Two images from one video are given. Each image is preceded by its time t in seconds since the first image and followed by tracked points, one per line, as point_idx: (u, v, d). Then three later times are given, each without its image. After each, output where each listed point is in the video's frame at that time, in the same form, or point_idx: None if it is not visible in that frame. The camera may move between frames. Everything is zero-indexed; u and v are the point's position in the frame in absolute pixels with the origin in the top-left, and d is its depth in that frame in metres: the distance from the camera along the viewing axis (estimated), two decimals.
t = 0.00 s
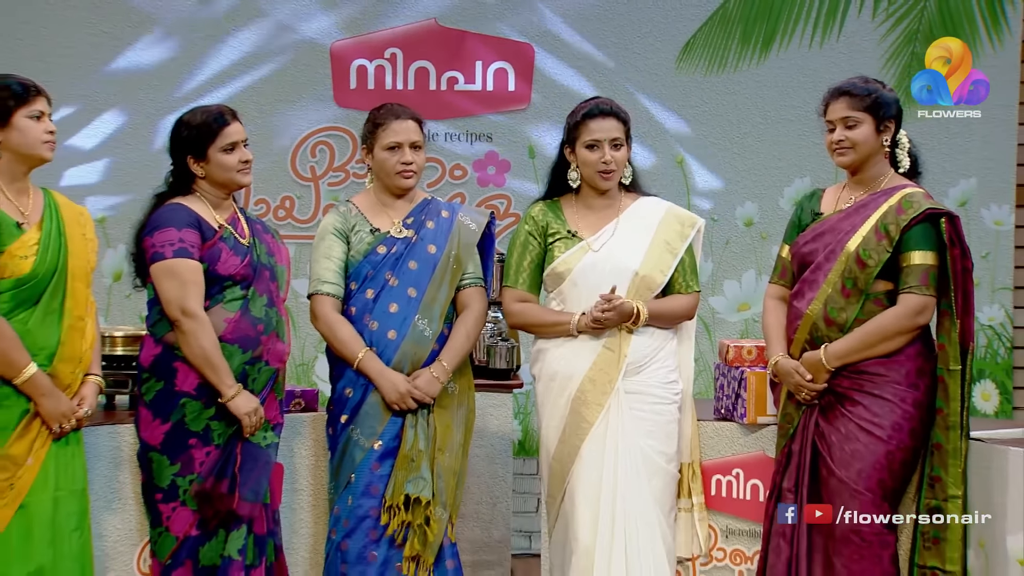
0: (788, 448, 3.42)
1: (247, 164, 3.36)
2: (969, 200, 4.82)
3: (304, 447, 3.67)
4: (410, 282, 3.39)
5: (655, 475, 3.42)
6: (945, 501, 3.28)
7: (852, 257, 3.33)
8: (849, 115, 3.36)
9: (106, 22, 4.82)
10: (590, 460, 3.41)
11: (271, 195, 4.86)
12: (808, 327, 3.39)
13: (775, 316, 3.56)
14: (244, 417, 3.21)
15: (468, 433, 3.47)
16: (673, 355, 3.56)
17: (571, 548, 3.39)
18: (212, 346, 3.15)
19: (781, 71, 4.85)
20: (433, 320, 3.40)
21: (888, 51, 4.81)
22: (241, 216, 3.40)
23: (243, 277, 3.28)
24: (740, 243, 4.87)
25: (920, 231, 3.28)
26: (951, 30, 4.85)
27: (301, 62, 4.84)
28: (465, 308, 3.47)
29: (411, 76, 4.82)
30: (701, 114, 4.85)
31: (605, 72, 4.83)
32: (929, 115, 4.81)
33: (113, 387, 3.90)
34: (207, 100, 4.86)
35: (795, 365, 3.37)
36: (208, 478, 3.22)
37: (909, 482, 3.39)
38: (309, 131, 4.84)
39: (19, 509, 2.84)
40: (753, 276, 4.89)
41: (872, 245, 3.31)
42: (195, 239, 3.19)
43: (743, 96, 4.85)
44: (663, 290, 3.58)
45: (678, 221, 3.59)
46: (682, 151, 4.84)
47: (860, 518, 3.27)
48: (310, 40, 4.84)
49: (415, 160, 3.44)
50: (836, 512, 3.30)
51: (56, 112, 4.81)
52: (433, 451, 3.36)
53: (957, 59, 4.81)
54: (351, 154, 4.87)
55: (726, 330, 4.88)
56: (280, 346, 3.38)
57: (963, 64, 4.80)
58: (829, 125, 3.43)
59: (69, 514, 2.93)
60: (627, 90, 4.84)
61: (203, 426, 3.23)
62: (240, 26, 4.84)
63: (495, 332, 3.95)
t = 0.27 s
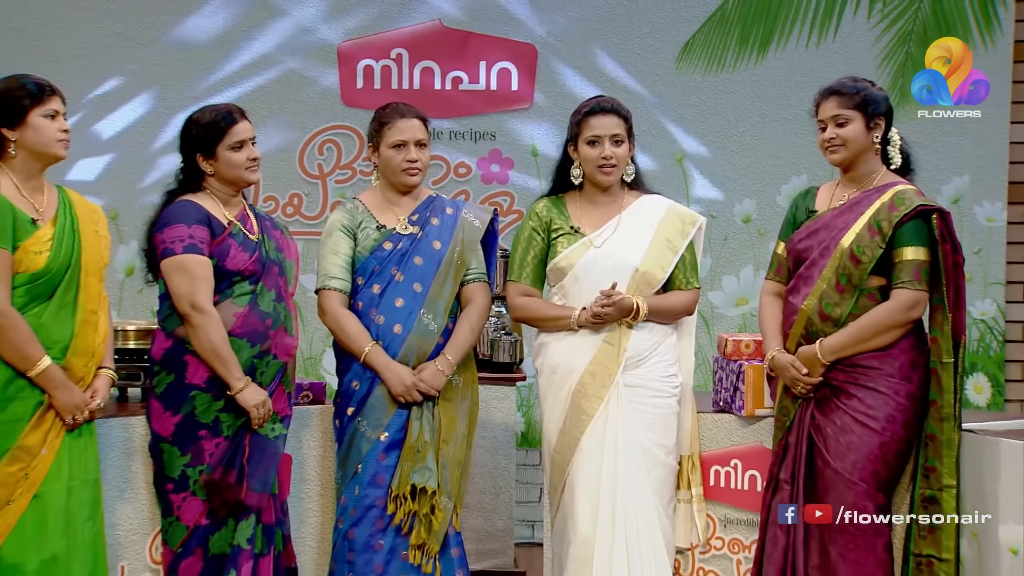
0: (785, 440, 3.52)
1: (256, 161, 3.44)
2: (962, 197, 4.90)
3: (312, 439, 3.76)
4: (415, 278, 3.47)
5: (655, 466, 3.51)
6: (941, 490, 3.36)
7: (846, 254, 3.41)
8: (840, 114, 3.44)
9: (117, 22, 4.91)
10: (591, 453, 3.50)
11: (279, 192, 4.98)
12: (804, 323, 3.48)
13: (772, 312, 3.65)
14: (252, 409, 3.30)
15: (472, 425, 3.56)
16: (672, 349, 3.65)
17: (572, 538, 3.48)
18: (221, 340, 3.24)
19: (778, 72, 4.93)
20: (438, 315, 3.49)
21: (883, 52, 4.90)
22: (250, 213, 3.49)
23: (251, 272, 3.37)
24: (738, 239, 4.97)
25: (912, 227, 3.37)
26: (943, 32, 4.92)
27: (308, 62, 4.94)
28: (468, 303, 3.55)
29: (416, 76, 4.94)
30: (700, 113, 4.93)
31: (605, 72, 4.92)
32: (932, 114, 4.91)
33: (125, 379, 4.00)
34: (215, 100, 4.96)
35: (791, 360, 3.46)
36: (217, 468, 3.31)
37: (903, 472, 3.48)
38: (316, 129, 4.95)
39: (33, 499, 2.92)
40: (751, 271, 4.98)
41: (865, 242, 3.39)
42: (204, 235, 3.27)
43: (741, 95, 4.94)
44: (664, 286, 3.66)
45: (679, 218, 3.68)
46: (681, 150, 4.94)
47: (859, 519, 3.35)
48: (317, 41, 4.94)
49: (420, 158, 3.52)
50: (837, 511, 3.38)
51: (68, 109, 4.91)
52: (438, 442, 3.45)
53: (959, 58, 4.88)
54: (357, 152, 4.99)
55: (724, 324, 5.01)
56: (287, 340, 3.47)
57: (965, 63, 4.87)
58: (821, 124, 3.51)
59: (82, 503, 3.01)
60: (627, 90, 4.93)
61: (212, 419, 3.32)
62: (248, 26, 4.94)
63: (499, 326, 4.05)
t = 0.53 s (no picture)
0: (778, 432, 3.59)
1: (263, 159, 3.53)
2: (954, 193, 5.04)
3: (318, 430, 3.85)
4: (419, 273, 3.57)
5: (654, 457, 3.61)
6: (930, 481, 3.44)
7: (837, 249, 3.50)
8: (831, 112, 3.53)
9: (128, 23, 5.01)
10: (591, 445, 3.58)
11: (286, 189, 5.09)
12: (796, 318, 3.58)
13: (766, 306, 3.74)
14: (260, 402, 3.40)
15: (475, 417, 3.65)
16: (671, 343, 3.74)
17: (571, 528, 3.57)
18: (229, 334, 3.33)
19: (776, 71, 5.07)
20: (441, 309, 3.58)
21: (877, 52, 5.04)
22: (258, 210, 3.58)
23: (259, 268, 3.46)
24: (735, 235, 5.11)
25: (902, 223, 3.45)
26: (937, 31, 5.07)
27: (315, 62, 5.05)
28: (471, 297, 3.64)
29: (420, 76, 5.06)
30: (698, 112, 5.07)
31: (606, 71, 5.05)
32: (932, 114, 5.04)
33: (135, 372, 4.08)
34: (224, 98, 5.07)
35: (784, 353, 3.55)
36: (226, 459, 3.41)
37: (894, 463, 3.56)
38: (322, 129, 5.06)
39: (47, 488, 2.98)
40: (748, 267, 5.13)
41: (856, 238, 3.47)
42: (214, 232, 3.36)
43: (739, 94, 5.07)
44: (663, 281, 3.76)
45: (678, 215, 3.77)
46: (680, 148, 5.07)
47: (860, 519, 3.44)
48: (323, 41, 5.06)
49: (423, 155, 3.61)
50: (836, 511, 3.46)
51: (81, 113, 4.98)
52: (442, 433, 3.54)
53: (960, 59, 5.00)
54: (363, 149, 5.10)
55: (721, 319, 5.12)
56: (294, 334, 3.57)
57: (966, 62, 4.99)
58: (813, 121, 3.60)
59: (93, 494, 3.06)
60: (627, 90, 5.06)
61: (221, 411, 3.41)
62: (256, 26, 5.04)
63: (501, 320, 4.15)
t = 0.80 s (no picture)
0: (773, 424, 3.69)
1: (270, 157, 3.61)
2: (947, 191, 5.17)
3: (324, 424, 3.93)
4: (422, 269, 3.65)
5: (654, 450, 3.69)
6: (919, 474, 3.52)
7: (830, 246, 3.58)
8: (826, 112, 3.61)
9: (140, 26, 5.16)
10: (592, 438, 3.66)
11: (292, 187, 5.22)
12: (790, 314, 3.66)
13: (762, 302, 3.83)
14: (267, 395, 3.48)
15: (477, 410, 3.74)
16: (670, 338, 3.83)
17: (572, 519, 3.66)
18: (237, 329, 3.42)
19: (773, 71, 5.22)
20: (444, 304, 3.66)
21: (872, 51, 5.18)
22: (265, 208, 3.66)
23: (266, 264, 3.54)
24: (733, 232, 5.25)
25: (895, 221, 3.52)
26: (932, 31, 5.19)
27: (321, 63, 5.19)
28: (473, 293, 3.73)
29: (424, 76, 5.19)
30: (695, 111, 5.21)
31: (605, 71, 5.19)
32: (931, 114, 5.17)
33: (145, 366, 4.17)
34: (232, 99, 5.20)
35: (778, 347, 3.64)
36: (233, 452, 3.49)
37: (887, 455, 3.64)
38: (327, 127, 5.21)
39: (57, 480, 3.06)
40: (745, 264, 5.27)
41: (850, 236, 3.55)
42: (221, 229, 3.44)
43: (737, 93, 5.21)
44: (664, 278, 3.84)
45: (678, 212, 3.85)
46: (679, 145, 5.22)
47: (860, 519, 3.52)
48: (329, 43, 5.19)
49: (425, 153, 3.68)
50: (836, 511, 3.52)
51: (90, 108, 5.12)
52: (444, 426, 3.63)
53: (960, 60, 5.11)
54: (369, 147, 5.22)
55: (719, 314, 5.28)
56: (300, 329, 3.65)
57: (966, 61, 5.10)
58: (809, 122, 3.67)
59: (104, 484, 3.14)
60: (628, 90, 5.20)
61: (229, 404, 3.50)
62: (263, 29, 5.18)
63: (504, 315, 4.20)
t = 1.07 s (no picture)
0: (768, 415, 3.76)
1: (276, 153, 3.70)
2: (940, 186, 5.28)
3: (330, 414, 4.03)
4: (425, 263, 3.74)
5: (654, 440, 3.78)
6: (907, 464, 3.61)
7: (825, 241, 3.66)
8: (820, 109, 3.68)
9: (149, 26, 5.32)
10: (592, 428, 3.75)
11: (299, 182, 5.38)
12: (785, 307, 3.75)
13: (758, 296, 3.92)
14: (275, 386, 3.58)
15: (479, 402, 3.83)
16: (670, 331, 3.92)
17: (574, 508, 3.75)
18: (244, 322, 3.51)
19: (769, 69, 5.34)
20: (446, 297, 3.76)
21: (866, 51, 5.29)
22: (271, 203, 3.75)
23: (273, 258, 3.64)
24: (729, 227, 5.38)
25: (888, 216, 3.60)
26: (925, 33, 5.29)
27: (328, 63, 5.35)
28: (474, 286, 3.82)
29: (428, 74, 5.34)
30: (692, 109, 5.35)
31: (604, 70, 5.32)
32: (932, 114, 5.28)
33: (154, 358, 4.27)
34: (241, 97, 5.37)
35: (773, 340, 3.72)
36: (241, 442, 3.59)
37: (879, 445, 3.72)
38: (334, 124, 5.37)
39: (70, 467, 3.16)
40: (742, 258, 5.40)
41: (843, 230, 3.63)
42: (229, 223, 3.53)
43: (733, 91, 5.35)
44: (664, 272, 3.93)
45: (678, 208, 3.93)
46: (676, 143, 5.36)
47: (859, 518, 3.60)
48: (336, 43, 5.35)
49: (428, 150, 3.77)
50: (836, 511, 3.60)
51: (99, 107, 5.30)
52: (447, 416, 3.72)
53: (960, 60, 5.23)
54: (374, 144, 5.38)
55: (716, 307, 5.41)
56: (307, 322, 3.74)
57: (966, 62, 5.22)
58: (804, 119, 3.75)
59: (115, 473, 3.24)
60: (627, 88, 5.35)
61: (237, 395, 3.60)
62: (272, 29, 5.35)
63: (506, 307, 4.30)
